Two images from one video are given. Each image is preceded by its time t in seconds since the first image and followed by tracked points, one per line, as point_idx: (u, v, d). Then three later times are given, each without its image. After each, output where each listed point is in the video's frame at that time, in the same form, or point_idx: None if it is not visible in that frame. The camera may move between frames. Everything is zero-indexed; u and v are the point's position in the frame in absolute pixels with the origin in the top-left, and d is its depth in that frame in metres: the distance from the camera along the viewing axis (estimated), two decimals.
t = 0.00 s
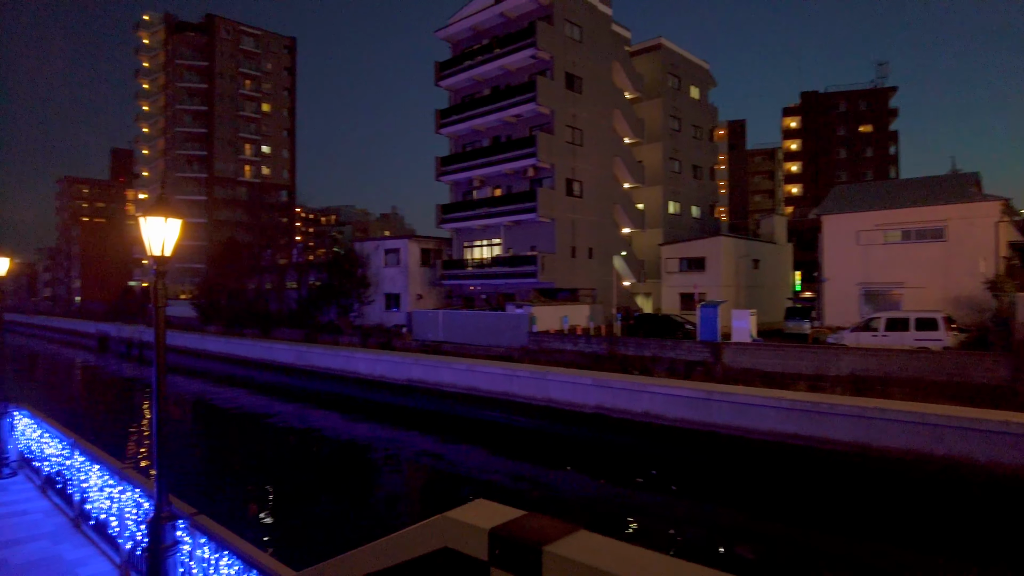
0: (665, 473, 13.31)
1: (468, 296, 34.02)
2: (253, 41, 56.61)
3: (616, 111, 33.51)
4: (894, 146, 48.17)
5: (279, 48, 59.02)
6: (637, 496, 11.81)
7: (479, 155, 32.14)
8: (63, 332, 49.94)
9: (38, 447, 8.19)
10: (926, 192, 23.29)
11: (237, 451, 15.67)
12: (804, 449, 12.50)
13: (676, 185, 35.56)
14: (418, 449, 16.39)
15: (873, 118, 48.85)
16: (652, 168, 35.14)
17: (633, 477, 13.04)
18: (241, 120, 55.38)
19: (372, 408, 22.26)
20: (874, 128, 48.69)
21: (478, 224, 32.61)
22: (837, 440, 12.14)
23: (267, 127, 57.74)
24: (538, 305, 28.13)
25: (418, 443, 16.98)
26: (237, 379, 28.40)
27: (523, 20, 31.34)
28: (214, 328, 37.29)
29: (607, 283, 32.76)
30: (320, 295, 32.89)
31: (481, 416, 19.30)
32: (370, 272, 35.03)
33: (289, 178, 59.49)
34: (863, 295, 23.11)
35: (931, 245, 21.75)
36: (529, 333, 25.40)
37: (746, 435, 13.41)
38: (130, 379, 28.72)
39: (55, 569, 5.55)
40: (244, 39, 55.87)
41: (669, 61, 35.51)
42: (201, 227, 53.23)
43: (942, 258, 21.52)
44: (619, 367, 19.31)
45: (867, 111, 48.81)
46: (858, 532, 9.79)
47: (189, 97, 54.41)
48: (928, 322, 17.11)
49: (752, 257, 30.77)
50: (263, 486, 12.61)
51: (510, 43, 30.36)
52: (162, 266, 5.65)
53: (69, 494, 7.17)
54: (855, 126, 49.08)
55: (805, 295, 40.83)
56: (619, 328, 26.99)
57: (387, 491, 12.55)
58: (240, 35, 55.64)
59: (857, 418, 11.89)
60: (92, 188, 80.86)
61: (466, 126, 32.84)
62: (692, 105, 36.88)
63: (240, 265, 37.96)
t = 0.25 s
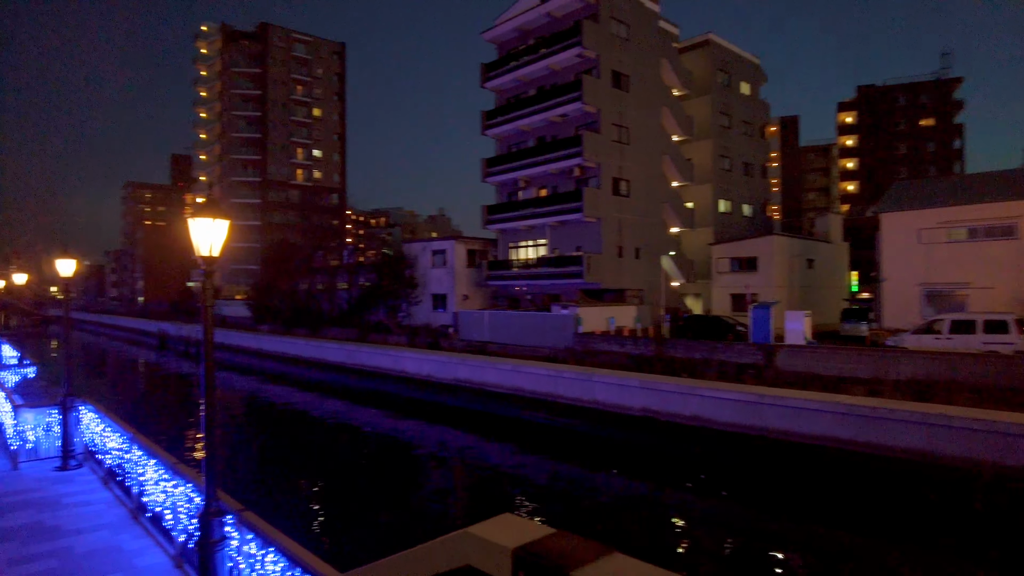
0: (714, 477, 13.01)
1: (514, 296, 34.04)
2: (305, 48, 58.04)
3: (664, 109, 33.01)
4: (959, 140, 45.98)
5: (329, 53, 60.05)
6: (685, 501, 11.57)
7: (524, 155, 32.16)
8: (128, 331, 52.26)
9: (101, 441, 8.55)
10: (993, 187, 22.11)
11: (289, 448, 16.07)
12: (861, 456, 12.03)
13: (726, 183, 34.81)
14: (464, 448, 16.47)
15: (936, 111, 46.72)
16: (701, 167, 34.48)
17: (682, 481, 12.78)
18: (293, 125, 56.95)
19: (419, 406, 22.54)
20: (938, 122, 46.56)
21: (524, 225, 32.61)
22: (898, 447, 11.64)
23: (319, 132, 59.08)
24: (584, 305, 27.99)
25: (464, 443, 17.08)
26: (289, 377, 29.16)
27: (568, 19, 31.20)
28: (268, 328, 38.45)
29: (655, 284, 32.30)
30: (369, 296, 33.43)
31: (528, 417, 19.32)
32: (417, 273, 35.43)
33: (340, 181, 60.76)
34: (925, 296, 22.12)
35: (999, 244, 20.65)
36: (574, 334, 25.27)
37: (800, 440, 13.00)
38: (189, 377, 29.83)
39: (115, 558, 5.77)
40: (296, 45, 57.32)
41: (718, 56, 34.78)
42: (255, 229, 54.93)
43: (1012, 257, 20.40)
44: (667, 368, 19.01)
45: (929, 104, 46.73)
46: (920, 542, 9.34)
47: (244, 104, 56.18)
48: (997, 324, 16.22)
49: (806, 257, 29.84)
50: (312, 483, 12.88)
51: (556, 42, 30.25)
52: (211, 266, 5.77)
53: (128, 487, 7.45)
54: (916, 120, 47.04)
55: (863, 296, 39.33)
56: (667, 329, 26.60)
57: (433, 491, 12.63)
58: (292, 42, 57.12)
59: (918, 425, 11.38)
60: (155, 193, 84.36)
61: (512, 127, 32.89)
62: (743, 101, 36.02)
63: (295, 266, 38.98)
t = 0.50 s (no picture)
0: (778, 483, 12.58)
1: (569, 296, 33.84)
2: (364, 53, 59.37)
3: (724, 105, 32.19)
4: None
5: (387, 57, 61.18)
6: (746, 506, 11.22)
7: (580, 154, 31.95)
8: (199, 329, 54.61)
9: (173, 432, 8.91)
10: None
11: (348, 444, 16.43)
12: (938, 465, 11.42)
13: (789, 179, 33.65)
14: (518, 448, 16.45)
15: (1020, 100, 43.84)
16: (764, 163, 33.46)
17: (744, 487, 12.41)
18: (354, 129, 58.37)
19: (475, 405, 22.70)
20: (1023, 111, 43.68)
21: (580, 224, 32.38)
22: (978, 457, 11.00)
23: (378, 135, 60.32)
24: (641, 305, 27.64)
25: (519, 443, 17.06)
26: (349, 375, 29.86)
27: (625, 15, 30.82)
28: (330, 326, 39.54)
29: (715, 284, 31.52)
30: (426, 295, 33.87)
31: (584, 418, 19.21)
32: (473, 273, 35.67)
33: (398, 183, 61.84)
34: (1008, 297, 20.79)
35: None
36: (632, 334, 24.95)
37: (871, 447, 12.45)
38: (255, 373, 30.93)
39: (184, 546, 5.98)
40: (356, 51, 58.68)
41: (781, 49, 33.71)
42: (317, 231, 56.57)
43: None
44: (728, 371, 18.51)
45: (1013, 93, 43.89)
46: (1005, 557, 8.77)
47: (306, 109, 57.88)
48: None
49: (876, 256, 28.55)
50: (371, 479, 13.12)
51: (612, 39, 29.94)
52: (272, 263, 5.93)
53: (197, 477, 7.74)
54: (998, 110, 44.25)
55: (939, 296, 37.31)
56: (727, 330, 25.95)
57: (488, 490, 12.63)
58: (352, 48, 58.49)
59: (1001, 433, 10.74)
60: (224, 197, 87.94)
61: (567, 126, 32.73)
62: (807, 95, 34.79)
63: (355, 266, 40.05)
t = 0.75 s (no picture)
0: (857, 492, 12.03)
1: (634, 296, 33.32)
2: (429, 56, 60.36)
3: (797, 97, 30.99)
4: None
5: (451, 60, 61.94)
6: (821, 517, 10.76)
7: (645, 151, 31.44)
8: (272, 326, 56.85)
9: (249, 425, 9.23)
10: None
11: (414, 440, 16.71)
12: None
13: (868, 174, 32.09)
14: (583, 448, 16.33)
15: None
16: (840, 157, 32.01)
17: (820, 495, 11.91)
18: (419, 131, 59.48)
19: (539, 404, 22.70)
20: None
21: (645, 222, 31.87)
22: None
23: (442, 137, 61.21)
24: (710, 306, 27.18)
25: (583, 443, 16.92)
26: (415, 372, 30.40)
27: (691, 8, 30.11)
28: (396, 325, 40.43)
29: (787, 284, 30.39)
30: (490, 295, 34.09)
31: (651, 420, 18.95)
32: (536, 272, 35.66)
33: (462, 183, 62.49)
34: None
35: None
36: (700, 335, 24.42)
37: (960, 456, 11.85)
38: (325, 369, 31.97)
39: (260, 537, 6.18)
40: (421, 54, 59.68)
41: (858, 38, 32.19)
42: (384, 232, 57.99)
43: None
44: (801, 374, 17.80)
45: None
46: None
47: (374, 113, 59.32)
48: None
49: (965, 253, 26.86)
50: (435, 474, 13.29)
51: (678, 34, 29.34)
52: (345, 261, 5.94)
53: (272, 469, 8.00)
54: None
55: None
56: (801, 332, 25.11)
57: (552, 490, 12.55)
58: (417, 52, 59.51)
59: None
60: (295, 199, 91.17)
61: (632, 123, 32.28)
62: (887, 85, 33.10)
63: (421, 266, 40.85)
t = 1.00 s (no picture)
0: (943, 505, 11.35)
1: (700, 296, 32.46)
2: (491, 56, 60.64)
3: (875, 87, 29.47)
4: None
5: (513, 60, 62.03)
6: (905, 531, 10.14)
7: (713, 147, 30.60)
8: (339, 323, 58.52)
9: (319, 422, 9.43)
10: None
11: (476, 437, 16.77)
12: None
13: (953, 167, 30.23)
14: (647, 450, 16.02)
15: None
16: (921, 150, 30.26)
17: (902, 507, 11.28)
18: (481, 132, 59.92)
19: (601, 404, 22.46)
20: None
21: (712, 220, 31.03)
22: None
23: (504, 137, 61.42)
24: (781, 306, 26.27)
25: (647, 445, 16.59)
26: (477, 369, 30.63)
27: None
28: (458, 323, 40.88)
29: (863, 284, 29.01)
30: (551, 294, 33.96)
31: (718, 424, 18.54)
32: (598, 271, 35.28)
33: (523, 183, 62.56)
34: None
35: None
36: (771, 338, 23.62)
37: None
38: (390, 366, 32.63)
39: (331, 532, 6.28)
40: (483, 55, 60.09)
41: (943, 22, 30.31)
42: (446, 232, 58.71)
43: None
44: (881, 379, 16.89)
45: None
46: None
47: (437, 114, 60.15)
48: None
49: None
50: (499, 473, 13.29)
51: (747, 25, 28.39)
52: (421, 262, 5.95)
53: (342, 466, 8.14)
54: None
55: None
56: (878, 334, 23.98)
57: (615, 491, 12.32)
58: (480, 52, 59.94)
59: None
60: (361, 200, 93.45)
61: (698, 118, 31.48)
62: (976, 71, 31.06)
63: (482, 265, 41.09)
